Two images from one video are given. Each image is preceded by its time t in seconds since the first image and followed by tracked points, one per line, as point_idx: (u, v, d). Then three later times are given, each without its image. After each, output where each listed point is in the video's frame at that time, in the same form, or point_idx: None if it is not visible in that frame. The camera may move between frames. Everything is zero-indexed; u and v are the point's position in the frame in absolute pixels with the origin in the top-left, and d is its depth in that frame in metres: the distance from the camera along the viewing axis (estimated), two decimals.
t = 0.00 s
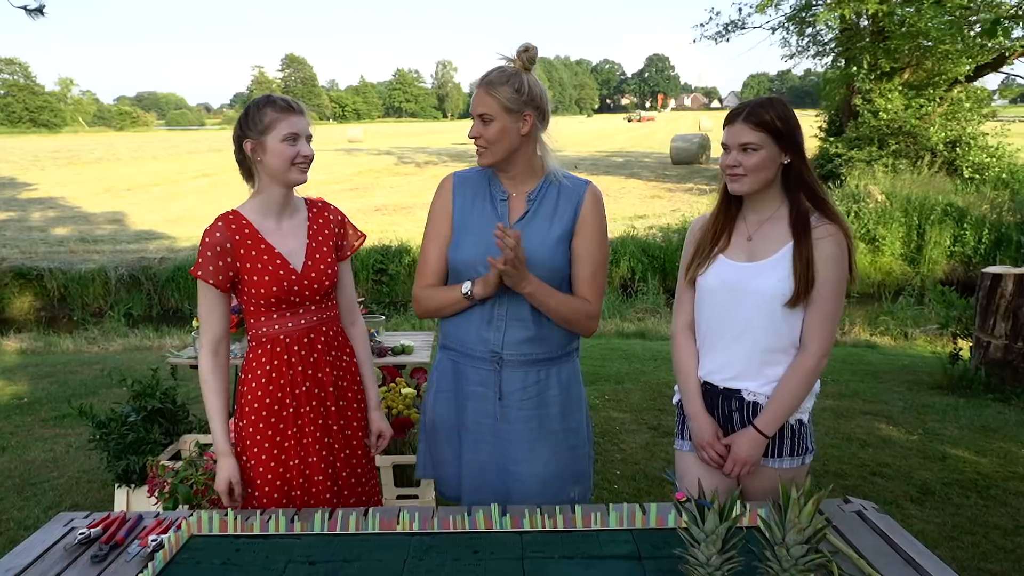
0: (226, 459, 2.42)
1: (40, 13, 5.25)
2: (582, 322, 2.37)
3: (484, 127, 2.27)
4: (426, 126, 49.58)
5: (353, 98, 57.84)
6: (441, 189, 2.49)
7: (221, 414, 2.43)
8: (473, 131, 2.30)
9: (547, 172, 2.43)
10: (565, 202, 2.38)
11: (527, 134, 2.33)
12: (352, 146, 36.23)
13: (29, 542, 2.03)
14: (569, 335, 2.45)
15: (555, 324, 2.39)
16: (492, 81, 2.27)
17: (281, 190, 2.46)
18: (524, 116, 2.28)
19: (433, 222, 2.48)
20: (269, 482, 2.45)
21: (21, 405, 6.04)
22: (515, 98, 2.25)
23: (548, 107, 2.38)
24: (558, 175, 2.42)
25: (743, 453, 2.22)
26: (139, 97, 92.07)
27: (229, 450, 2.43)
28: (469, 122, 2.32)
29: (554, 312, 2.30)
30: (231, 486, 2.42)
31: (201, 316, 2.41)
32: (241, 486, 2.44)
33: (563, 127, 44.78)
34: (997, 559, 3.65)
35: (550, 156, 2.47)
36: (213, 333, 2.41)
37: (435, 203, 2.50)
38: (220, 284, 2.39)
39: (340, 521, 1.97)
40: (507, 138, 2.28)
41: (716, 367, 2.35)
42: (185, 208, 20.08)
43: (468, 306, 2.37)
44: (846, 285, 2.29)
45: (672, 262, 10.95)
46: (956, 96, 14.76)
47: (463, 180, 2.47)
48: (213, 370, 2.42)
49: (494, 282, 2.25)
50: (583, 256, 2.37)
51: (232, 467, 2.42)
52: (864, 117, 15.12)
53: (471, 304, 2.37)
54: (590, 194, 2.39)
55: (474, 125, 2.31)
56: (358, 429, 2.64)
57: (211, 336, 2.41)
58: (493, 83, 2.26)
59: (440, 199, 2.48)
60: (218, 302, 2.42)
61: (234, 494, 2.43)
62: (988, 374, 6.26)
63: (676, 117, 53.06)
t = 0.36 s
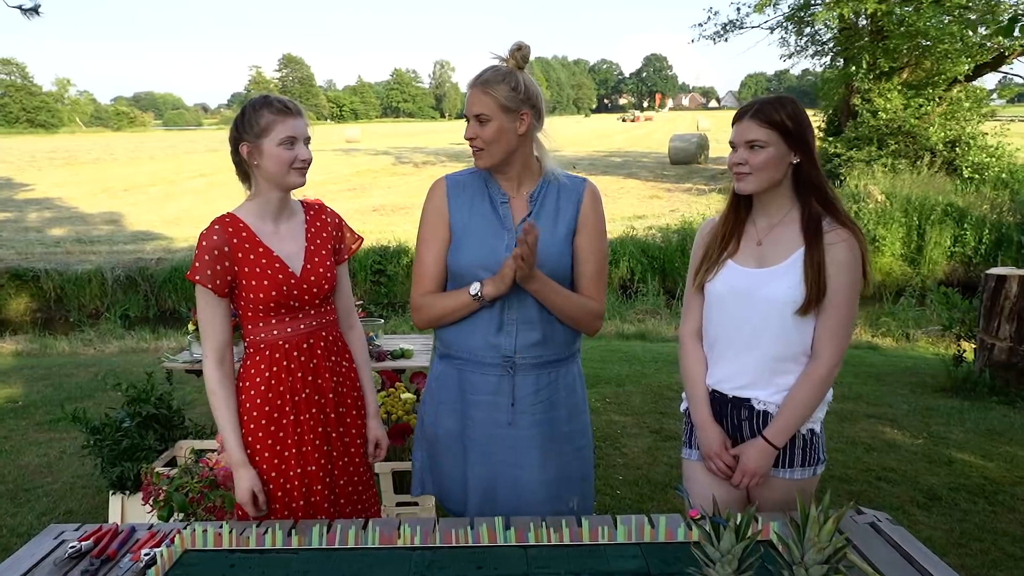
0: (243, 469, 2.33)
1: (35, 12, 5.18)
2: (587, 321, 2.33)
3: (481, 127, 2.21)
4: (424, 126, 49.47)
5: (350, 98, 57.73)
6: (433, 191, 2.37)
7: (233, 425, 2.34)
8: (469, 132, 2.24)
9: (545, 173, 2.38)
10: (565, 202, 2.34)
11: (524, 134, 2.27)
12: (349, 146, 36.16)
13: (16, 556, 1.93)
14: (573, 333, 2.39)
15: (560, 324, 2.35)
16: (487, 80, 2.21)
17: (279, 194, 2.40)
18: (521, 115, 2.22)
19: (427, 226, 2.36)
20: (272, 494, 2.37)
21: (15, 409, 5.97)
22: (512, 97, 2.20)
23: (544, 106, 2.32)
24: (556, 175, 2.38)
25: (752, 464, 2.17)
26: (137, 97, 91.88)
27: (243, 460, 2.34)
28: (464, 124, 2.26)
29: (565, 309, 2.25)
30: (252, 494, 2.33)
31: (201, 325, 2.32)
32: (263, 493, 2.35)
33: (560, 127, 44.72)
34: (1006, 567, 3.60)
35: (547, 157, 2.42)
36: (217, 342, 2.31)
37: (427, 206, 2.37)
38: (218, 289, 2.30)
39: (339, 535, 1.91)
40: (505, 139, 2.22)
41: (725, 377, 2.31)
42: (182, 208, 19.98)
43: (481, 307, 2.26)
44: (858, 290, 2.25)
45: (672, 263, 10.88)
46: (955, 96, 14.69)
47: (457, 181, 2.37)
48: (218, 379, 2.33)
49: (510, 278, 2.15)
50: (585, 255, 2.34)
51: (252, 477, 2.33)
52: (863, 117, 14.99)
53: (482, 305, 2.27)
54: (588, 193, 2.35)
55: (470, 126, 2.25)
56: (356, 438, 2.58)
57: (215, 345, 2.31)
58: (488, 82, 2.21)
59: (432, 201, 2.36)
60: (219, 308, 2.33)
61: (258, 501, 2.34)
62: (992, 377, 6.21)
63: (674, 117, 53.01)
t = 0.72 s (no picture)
0: (231, 481, 2.29)
1: (30, 13, 5.15)
2: (584, 322, 2.30)
3: (475, 129, 2.18)
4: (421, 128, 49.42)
5: (347, 99, 57.64)
6: (424, 195, 2.33)
7: (226, 435, 2.30)
8: (463, 134, 2.21)
9: (538, 174, 2.35)
10: (560, 202, 2.31)
11: (519, 135, 2.25)
12: (346, 148, 36.10)
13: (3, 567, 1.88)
14: (569, 335, 2.35)
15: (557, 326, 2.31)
16: (479, 81, 2.17)
17: (277, 197, 2.36)
18: (516, 116, 2.19)
19: (420, 230, 2.32)
20: (275, 504, 2.32)
21: (9, 413, 5.92)
22: (506, 98, 2.16)
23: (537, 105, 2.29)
24: (548, 176, 2.35)
25: (758, 471, 2.15)
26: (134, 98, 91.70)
27: (234, 471, 2.30)
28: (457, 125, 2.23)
29: (561, 311, 2.23)
30: (236, 507, 2.29)
31: (200, 333, 2.29)
32: (248, 507, 2.31)
33: (557, 129, 44.73)
34: (1009, 571, 3.57)
35: (541, 158, 2.39)
36: (216, 350, 2.28)
37: (419, 210, 2.33)
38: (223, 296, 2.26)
39: (335, 545, 1.87)
40: (500, 140, 2.19)
41: (729, 382, 2.29)
42: (178, 210, 19.92)
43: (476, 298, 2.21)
44: (866, 293, 2.23)
45: (670, 265, 10.84)
46: (952, 98, 14.70)
47: (449, 184, 2.33)
48: (214, 387, 2.29)
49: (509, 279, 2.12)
50: (581, 257, 2.31)
51: (238, 489, 2.29)
52: (860, 119, 15.01)
53: (475, 294, 2.21)
54: (581, 194, 2.33)
55: (464, 128, 2.21)
56: (357, 442, 2.54)
57: (213, 353, 2.28)
58: (481, 83, 2.17)
59: (424, 205, 2.32)
60: (219, 315, 2.30)
61: (240, 515, 2.29)
62: (992, 379, 6.18)
63: (671, 119, 53.06)
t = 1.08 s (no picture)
0: (248, 475, 2.21)
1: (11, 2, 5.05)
2: (569, 314, 2.31)
3: (468, 117, 2.15)
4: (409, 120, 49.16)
5: (335, 91, 57.25)
6: (403, 190, 2.29)
7: (233, 430, 2.22)
8: (452, 123, 2.17)
9: (516, 167, 2.34)
10: (542, 194, 2.32)
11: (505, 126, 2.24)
12: (333, 140, 35.88)
13: None
14: (552, 326, 2.35)
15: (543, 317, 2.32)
16: (470, 69, 2.15)
17: (265, 187, 2.33)
18: (505, 106, 2.19)
19: (399, 225, 2.27)
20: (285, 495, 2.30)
21: None
22: (497, 87, 2.16)
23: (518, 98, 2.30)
24: (528, 168, 2.35)
25: (751, 466, 2.16)
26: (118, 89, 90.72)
27: (249, 466, 2.22)
28: (445, 114, 2.18)
29: (552, 302, 2.22)
30: (261, 503, 2.21)
31: (191, 330, 2.20)
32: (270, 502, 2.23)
33: (546, 122, 44.66)
34: (993, 563, 3.61)
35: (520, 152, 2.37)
36: (212, 348, 2.20)
37: (398, 205, 2.30)
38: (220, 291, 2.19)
39: (322, 540, 1.85)
40: (491, 130, 2.18)
41: (720, 376, 2.29)
42: (164, 202, 19.74)
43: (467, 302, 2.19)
44: (857, 285, 2.23)
45: (658, 258, 10.83)
46: (938, 93, 14.76)
47: (428, 178, 2.30)
48: (213, 384, 2.21)
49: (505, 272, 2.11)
50: (562, 248, 2.32)
51: (257, 484, 2.20)
52: (847, 114, 15.07)
53: (467, 301, 2.19)
54: (563, 186, 2.35)
55: (453, 117, 2.17)
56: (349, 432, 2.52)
57: (210, 350, 2.20)
58: (472, 71, 2.15)
59: (404, 201, 2.28)
60: (215, 309, 2.21)
61: (264, 511, 2.21)
62: (977, 373, 6.23)
63: (660, 113, 53.14)
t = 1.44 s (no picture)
0: (240, 463, 2.25)
1: None
2: (568, 308, 2.31)
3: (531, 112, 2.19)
4: (415, 117, 49.19)
5: (340, 89, 57.26)
6: (396, 191, 2.29)
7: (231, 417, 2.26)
8: (518, 116, 2.15)
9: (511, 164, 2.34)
10: (537, 190, 2.32)
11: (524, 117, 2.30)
12: (339, 138, 35.91)
13: None
14: (554, 320, 2.36)
15: (545, 314, 2.32)
16: (521, 66, 2.19)
17: (281, 185, 2.33)
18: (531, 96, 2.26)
19: (394, 227, 2.27)
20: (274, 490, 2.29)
21: None
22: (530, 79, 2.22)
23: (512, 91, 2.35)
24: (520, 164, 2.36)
25: (759, 466, 2.15)
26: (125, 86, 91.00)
27: (241, 453, 2.26)
28: (509, 106, 2.13)
29: (551, 295, 2.23)
30: (248, 491, 2.25)
31: (199, 315, 2.24)
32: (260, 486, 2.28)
33: (551, 119, 44.62)
34: (1002, 563, 3.59)
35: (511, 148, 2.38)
36: (219, 332, 2.24)
37: (392, 207, 2.29)
38: (223, 280, 2.21)
39: (330, 539, 1.86)
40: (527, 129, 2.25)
41: (727, 375, 2.28)
42: (170, 200, 19.79)
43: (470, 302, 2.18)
44: (864, 282, 2.21)
45: (664, 256, 10.80)
46: (946, 90, 14.68)
47: (422, 179, 2.29)
48: (217, 370, 2.25)
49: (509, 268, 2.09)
50: (559, 242, 2.33)
51: (247, 471, 2.25)
52: (854, 111, 15.01)
53: (467, 300, 2.19)
54: (556, 179, 2.36)
55: (507, 112, 2.14)
56: (354, 434, 2.51)
57: (216, 336, 2.24)
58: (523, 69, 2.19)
59: (398, 202, 2.27)
60: (222, 298, 2.25)
61: (254, 497, 2.26)
62: (985, 372, 6.20)
63: (665, 110, 53.03)
